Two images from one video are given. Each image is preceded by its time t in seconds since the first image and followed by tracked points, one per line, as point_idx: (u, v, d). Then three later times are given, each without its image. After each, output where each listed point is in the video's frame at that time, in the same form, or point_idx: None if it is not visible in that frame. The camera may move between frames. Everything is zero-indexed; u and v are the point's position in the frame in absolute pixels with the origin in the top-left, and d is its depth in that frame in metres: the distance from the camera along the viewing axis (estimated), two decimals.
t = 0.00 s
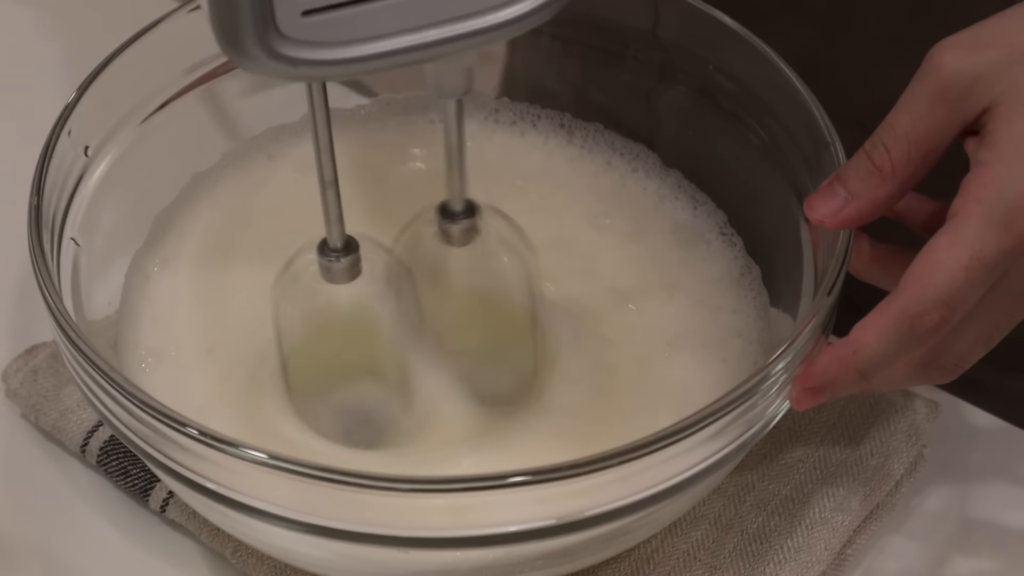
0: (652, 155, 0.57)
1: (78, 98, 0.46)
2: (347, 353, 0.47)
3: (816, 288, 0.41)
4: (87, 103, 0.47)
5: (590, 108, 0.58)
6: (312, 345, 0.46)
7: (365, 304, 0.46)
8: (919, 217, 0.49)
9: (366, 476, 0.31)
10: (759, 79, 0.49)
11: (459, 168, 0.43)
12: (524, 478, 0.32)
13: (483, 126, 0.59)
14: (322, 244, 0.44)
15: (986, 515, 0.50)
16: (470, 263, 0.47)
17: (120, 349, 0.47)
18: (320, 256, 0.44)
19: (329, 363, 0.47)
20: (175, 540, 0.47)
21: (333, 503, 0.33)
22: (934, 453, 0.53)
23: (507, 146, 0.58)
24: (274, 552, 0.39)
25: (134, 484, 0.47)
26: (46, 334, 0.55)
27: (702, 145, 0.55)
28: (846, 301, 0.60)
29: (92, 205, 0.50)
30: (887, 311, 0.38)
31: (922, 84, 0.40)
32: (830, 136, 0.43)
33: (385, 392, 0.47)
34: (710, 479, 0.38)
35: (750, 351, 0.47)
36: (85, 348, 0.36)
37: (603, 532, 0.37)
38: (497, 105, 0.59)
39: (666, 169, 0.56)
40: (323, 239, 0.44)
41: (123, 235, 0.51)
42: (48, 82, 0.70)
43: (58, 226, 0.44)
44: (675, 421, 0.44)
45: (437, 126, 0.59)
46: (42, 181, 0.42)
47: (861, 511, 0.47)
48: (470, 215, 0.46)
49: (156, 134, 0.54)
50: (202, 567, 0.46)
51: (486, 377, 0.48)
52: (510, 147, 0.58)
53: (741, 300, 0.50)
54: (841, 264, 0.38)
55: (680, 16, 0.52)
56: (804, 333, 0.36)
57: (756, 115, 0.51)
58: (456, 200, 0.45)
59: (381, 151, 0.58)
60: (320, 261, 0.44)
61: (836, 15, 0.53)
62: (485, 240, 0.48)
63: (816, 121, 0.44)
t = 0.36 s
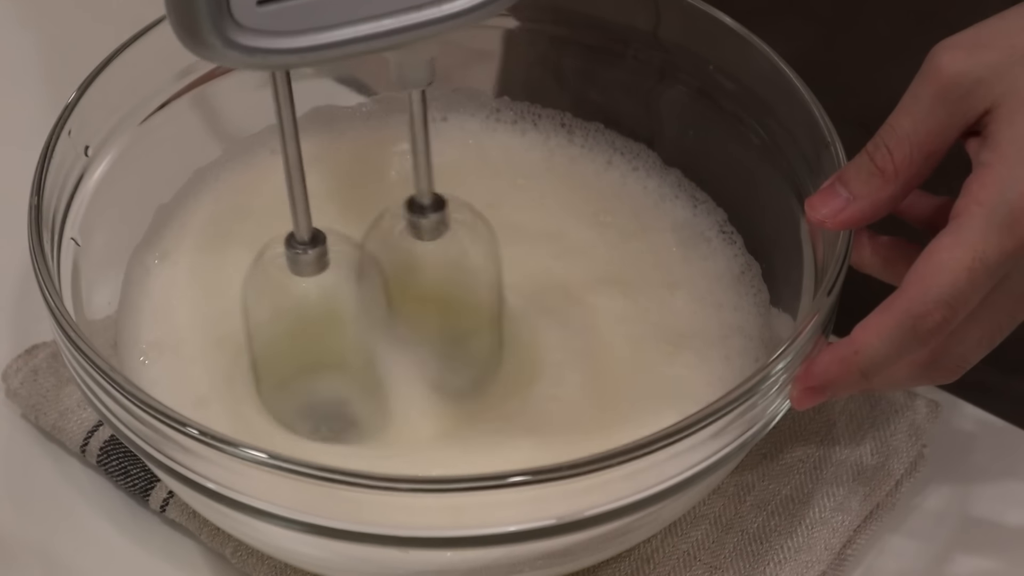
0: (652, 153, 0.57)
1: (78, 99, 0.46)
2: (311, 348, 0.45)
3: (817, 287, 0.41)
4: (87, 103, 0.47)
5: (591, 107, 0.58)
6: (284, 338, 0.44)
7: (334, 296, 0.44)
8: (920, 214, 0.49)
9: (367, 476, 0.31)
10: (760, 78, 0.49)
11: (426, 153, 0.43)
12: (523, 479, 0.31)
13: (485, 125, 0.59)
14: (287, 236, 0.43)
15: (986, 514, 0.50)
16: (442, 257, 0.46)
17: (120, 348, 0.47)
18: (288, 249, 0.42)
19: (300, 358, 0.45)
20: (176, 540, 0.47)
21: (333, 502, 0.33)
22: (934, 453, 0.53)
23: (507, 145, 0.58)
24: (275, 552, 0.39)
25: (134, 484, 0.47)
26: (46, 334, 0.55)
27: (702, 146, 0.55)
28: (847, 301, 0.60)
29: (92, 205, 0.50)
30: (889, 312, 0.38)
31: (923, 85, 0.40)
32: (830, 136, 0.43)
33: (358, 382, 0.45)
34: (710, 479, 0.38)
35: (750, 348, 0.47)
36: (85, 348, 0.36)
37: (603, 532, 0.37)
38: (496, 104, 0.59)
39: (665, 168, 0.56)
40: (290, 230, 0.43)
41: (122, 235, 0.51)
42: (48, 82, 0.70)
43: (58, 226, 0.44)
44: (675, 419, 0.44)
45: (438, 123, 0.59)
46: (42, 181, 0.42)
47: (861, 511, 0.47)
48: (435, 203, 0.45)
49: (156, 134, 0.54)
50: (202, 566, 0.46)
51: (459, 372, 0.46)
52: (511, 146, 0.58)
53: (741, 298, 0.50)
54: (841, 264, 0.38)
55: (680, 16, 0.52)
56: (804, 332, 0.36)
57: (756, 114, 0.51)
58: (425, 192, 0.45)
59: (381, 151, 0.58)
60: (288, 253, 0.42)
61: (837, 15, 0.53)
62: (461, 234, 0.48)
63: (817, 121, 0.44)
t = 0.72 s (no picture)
0: (654, 154, 0.57)
1: (77, 99, 0.46)
2: (297, 301, 0.46)
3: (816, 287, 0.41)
4: (87, 103, 0.47)
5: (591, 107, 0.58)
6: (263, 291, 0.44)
7: (307, 248, 0.44)
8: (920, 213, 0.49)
9: (367, 476, 0.31)
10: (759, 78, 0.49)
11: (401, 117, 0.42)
12: (522, 478, 0.31)
13: (491, 120, 0.60)
14: (259, 195, 0.42)
15: (986, 514, 0.50)
16: (419, 221, 0.46)
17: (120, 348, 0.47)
18: (260, 208, 0.42)
19: (282, 312, 0.45)
20: (175, 540, 0.47)
21: (333, 502, 0.33)
22: (934, 452, 0.53)
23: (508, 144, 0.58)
24: (275, 552, 0.39)
25: (134, 484, 0.47)
26: (46, 334, 0.55)
27: (702, 146, 0.55)
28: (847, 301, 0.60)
29: (92, 204, 0.50)
30: (889, 313, 0.38)
31: (923, 85, 0.40)
32: (830, 136, 0.43)
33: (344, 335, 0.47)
34: (710, 478, 0.38)
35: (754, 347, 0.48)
36: (85, 348, 0.36)
37: (602, 531, 0.37)
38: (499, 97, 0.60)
39: (666, 168, 0.56)
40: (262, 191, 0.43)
41: (122, 235, 0.51)
42: (48, 83, 0.70)
43: (58, 226, 0.44)
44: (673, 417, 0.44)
45: (445, 117, 0.60)
46: (42, 181, 0.42)
47: (861, 511, 0.47)
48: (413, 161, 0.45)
49: (156, 133, 0.54)
50: (202, 566, 0.46)
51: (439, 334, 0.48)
52: (513, 145, 0.58)
53: (741, 297, 0.50)
54: (841, 263, 0.38)
55: (679, 16, 0.52)
56: (804, 332, 0.36)
57: (756, 115, 0.51)
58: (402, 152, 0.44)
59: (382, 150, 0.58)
60: (259, 211, 0.42)
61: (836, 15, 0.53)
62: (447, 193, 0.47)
63: (817, 121, 0.44)
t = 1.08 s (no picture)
0: (654, 152, 0.57)
1: (78, 98, 0.46)
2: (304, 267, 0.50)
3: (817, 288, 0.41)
4: (88, 103, 0.47)
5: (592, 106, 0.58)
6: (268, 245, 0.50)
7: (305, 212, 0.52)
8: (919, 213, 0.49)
9: (368, 476, 0.31)
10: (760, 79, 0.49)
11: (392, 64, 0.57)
12: (522, 478, 0.32)
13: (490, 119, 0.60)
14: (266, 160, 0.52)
15: (985, 515, 0.50)
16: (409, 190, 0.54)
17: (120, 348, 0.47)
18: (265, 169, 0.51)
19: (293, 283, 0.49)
20: (175, 541, 0.47)
21: (335, 501, 0.33)
22: (933, 453, 0.53)
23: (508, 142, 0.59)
24: (275, 552, 0.39)
25: (134, 484, 0.47)
26: (45, 335, 0.55)
27: (702, 147, 0.55)
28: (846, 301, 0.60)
29: (92, 204, 0.50)
30: (889, 316, 0.38)
31: (924, 87, 0.40)
32: (830, 136, 0.43)
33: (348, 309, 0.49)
34: (710, 478, 0.38)
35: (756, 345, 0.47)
36: (86, 348, 0.36)
37: (602, 531, 0.37)
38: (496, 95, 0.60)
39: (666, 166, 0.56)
40: (271, 155, 0.52)
41: (122, 234, 0.51)
42: (47, 83, 0.70)
43: (59, 226, 0.44)
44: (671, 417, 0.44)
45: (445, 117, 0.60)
46: (42, 180, 0.42)
47: (860, 511, 0.47)
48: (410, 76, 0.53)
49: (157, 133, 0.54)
50: (202, 566, 0.46)
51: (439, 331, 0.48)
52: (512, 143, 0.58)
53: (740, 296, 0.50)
54: (841, 264, 0.38)
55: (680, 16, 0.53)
56: (804, 332, 0.36)
57: (756, 115, 0.51)
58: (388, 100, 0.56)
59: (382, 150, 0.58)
60: (266, 172, 0.51)
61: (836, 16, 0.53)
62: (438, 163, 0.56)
63: (817, 123, 0.44)
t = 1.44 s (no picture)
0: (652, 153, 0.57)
1: (78, 98, 0.46)
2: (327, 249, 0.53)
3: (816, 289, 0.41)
4: (87, 103, 0.47)
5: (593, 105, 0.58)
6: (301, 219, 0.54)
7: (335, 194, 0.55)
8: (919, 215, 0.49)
9: (367, 476, 0.31)
10: (759, 79, 0.49)
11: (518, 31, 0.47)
12: (521, 478, 0.32)
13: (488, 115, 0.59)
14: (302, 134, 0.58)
15: (984, 515, 0.50)
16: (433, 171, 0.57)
17: (120, 348, 0.47)
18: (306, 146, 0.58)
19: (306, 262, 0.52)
20: (175, 541, 0.47)
21: (335, 499, 0.34)
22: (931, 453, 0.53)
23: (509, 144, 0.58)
24: (275, 552, 0.39)
25: (134, 484, 0.47)
26: (46, 335, 0.55)
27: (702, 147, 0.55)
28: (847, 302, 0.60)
29: (92, 204, 0.50)
30: (889, 318, 0.38)
31: (924, 88, 0.40)
32: (830, 136, 0.43)
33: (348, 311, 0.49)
34: (710, 479, 0.38)
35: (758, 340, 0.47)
36: (86, 348, 0.36)
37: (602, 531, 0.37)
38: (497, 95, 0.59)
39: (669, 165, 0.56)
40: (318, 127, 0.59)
41: (122, 233, 0.51)
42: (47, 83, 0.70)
43: (59, 225, 0.44)
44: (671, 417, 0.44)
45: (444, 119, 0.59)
46: (42, 179, 0.42)
47: (860, 512, 0.47)
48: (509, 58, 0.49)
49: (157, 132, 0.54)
50: (202, 567, 0.46)
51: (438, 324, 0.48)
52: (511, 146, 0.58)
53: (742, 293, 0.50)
54: (841, 265, 0.38)
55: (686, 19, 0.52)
56: (804, 332, 0.36)
57: (756, 116, 0.51)
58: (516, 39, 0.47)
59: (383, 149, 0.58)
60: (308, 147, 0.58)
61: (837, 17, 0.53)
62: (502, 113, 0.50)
63: (818, 123, 0.44)
